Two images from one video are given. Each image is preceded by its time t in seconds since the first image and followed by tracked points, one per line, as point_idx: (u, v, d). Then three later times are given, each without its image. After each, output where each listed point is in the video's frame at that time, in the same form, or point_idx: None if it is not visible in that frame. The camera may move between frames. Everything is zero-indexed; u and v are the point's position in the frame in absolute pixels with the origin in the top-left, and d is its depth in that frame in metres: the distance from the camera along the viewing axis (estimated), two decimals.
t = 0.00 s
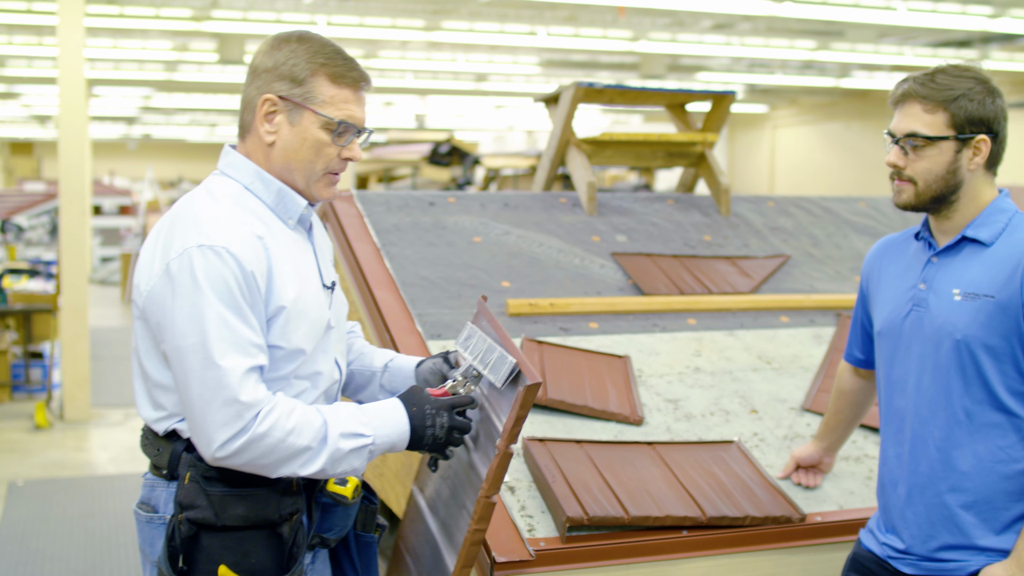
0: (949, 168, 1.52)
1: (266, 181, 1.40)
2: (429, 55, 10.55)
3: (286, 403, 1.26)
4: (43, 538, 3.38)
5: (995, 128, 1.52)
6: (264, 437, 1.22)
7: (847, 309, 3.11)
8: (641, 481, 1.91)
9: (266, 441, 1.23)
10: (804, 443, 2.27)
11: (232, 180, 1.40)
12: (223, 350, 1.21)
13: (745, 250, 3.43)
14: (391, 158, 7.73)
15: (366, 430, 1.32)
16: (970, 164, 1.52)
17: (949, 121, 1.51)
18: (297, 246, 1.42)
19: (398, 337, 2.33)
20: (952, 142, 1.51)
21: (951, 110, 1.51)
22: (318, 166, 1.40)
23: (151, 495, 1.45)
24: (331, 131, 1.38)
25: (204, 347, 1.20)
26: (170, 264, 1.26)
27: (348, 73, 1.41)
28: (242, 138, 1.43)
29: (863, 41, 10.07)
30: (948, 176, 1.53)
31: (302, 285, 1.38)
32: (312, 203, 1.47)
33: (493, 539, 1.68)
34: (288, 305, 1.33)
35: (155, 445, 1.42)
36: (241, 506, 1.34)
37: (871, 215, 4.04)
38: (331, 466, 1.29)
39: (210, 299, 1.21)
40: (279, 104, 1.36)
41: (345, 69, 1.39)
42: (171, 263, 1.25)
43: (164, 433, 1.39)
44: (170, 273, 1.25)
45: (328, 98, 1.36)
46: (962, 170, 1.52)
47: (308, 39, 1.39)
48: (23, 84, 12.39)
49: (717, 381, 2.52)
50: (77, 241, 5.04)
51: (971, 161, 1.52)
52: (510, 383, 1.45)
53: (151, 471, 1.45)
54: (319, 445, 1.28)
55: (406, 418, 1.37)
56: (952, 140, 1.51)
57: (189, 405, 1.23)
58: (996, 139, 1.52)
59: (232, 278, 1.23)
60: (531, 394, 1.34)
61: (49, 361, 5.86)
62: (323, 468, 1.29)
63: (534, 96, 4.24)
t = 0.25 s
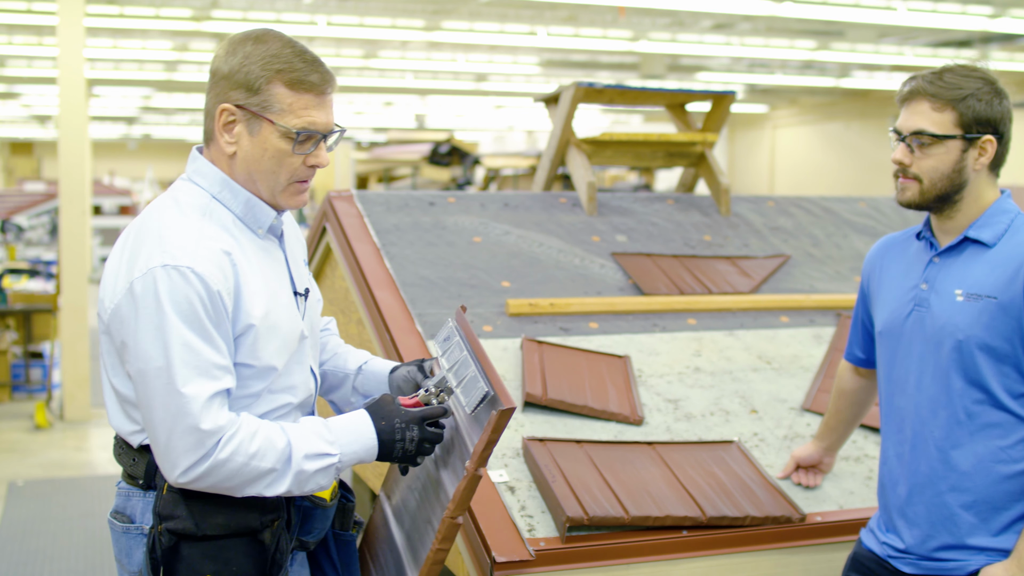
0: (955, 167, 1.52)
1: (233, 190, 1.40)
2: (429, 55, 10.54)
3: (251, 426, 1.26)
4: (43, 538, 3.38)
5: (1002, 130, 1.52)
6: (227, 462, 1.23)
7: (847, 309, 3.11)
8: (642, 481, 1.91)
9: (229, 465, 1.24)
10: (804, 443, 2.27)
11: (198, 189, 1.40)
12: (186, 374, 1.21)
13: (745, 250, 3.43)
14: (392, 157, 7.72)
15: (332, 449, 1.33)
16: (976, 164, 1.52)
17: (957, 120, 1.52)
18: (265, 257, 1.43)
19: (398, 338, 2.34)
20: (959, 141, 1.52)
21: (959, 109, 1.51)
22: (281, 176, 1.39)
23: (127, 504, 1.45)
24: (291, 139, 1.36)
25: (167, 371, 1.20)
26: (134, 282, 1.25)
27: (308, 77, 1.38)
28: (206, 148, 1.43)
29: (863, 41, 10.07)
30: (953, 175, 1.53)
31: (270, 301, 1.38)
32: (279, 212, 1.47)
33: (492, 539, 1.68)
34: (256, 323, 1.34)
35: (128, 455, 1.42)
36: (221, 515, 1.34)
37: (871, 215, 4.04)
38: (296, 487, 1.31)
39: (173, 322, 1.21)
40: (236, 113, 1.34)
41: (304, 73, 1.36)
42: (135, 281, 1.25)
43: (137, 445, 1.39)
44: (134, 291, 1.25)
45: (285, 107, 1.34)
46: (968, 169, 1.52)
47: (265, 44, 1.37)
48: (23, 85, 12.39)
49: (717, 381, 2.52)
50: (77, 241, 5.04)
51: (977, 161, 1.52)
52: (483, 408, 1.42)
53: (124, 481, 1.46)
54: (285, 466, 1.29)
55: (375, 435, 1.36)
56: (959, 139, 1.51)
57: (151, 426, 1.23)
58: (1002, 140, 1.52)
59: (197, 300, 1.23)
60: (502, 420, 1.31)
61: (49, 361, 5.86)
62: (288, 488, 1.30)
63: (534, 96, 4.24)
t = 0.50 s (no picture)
0: (959, 164, 1.53)
1: (216, 192, 1.41)
2: (429, 55, 10.54)
3: (234, 427, 1.26)
4: (43, 538, 3.38)
5: (1005, 129, 1.53)
6: (211, 464, 1.23)
7: (847, 309, 3.11)
8: (642, 481, 1.91)
9: (213, 468, 1.23)
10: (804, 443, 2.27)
11: (183, 192, 1.40)
12: (167, 378, 1.21)
13: (745, 250, 3.43)
14: (391, 158, 7.71)
15: (321, 451, 1.32)
16: (980, 161, 1.52)
17: (962, 116, 1.52)
18: (251, 258, 1.43)
19: (397, 337, 2.34)
20: (964, 138, 1.52)
21: (964, 106, 1.51)
22: (261, 178, 1.39)
23: (120, 504, 1.45)
24: (269, 141, 1.36)
25: (149, 375, 1.20)
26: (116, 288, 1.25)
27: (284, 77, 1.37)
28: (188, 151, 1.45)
29: (863, 41, 10.06)
30: (957, 172, 1.53)
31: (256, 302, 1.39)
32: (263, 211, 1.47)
33: (491, 539, 1.68)
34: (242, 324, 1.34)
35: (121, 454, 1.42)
36: (210, 515, 1.34)
37: (871, 215, 4.04)
38: (283, 488, 1.30)
39: (155, 326, 1.21)
40: (213, 118, 1.35)
41: (278, 73, 1.35)
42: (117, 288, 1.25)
43: (128, 445, 1.39)
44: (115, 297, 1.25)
45: (259, 109, 1.34)
46: (972, 166, 1.52)
47: (238, 44, 1.36)
48: (23, 85, 12.39)
49: (717, 381, 2.52)
50: (77, 241, 5.05)
51: (980, 159, 1.52)
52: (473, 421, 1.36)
53: (117, 481, 1.46)
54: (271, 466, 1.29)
55: (364, 432, 1.35)
56: (963, 135, 1.52)
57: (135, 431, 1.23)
58: (1006, 139, 1.52)
59: (179, 304, 1.23)
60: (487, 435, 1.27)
61: (49, 361, 5.86)
62: (275, 489, 1.30)
63: (534, 96, 4.24)
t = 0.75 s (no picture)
0: (959, 165, 1.53)
1: (216, 188, 1.40)
2: (429, 55, 10.54)
3: (224, 413, 1.25)
4: (43, 538, 3.38)
5: (1005, 127, 1.53)
6: (198, 447, 1.21)
7: (847, 309, 3.11)
8: (642, 481, 1.91)
9: (199, 452, 1.22)
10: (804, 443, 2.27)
11: (182, 189, 1.41)
12: (156, 362, 1.20)
13: (745, 250, 3.43)
14: (391, 157, 7.71)
15: (308, 437, 1.31)
16: (981, 161, 1.52)
17: (961, 117, 1.52)
18: (251, 255, 1.43)
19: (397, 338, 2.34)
20: (963, 138, 1.52)
21: (963, 107, 1.51)
22: (265, 175, 1.39)
23: (122, 501, 1.46)
24: (274, 138, 1.37)
25: (138, 359, 1.20)
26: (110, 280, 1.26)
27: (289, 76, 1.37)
28: (191, 150, 1.45)
29: (863, 41, 10.07)
30: (958, 173, 1.53)
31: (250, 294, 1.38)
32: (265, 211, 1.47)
33: (492, 539, 1.68)
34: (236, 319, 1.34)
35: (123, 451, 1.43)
36: (207, 512, 1.34)
37: (871, 215, 4.04)
38: (272, 477, 1.28)
39: (146, 312, 1.21)
40: (219, 115, 1.35)
41: (284, 71, 1.36)
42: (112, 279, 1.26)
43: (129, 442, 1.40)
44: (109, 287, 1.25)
45: (265, 106, 1.34)
46: (972, 167, 1.52)
47: (245, 43, 1.37)
48: (23, 84, 12.39)
49: (718, 381, 2.52)
50: (77, 241, 5.05)
51: (981, 159, 1.52)
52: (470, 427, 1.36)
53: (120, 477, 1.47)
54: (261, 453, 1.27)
55: (351, 416, 1.36)
56: (963, 136, 1.52)
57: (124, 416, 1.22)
58: (1005, 137, 1.52)
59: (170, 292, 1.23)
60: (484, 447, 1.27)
61: (49, 361, 5.87)
62: (264, 477, 1.28)
63: (534, 96, 4.24)
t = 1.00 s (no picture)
0: (960, 167, 1.52)
1: (220, 179, 1.41)
2: (430, 55, 10.54)
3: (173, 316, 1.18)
4: (43, 538, 3.38)
5: (1005, 128, 1.52)
6: (139, 339, 1.13)
7: (847, 309, 3.11)
8: (642, 481, 1.91)
9: (147, 337, 1.13)
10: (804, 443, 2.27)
11: (185, 177, 1.41)
12: (117, 275, 1.18)
13: (745, 250, 3.43)
14: (391, 157, 7.71)
15: (262, 359, 1.22)
16: (981, 163, 1.53)
17: (961, 120, 1.51)
18: (248, 248, 1.42)
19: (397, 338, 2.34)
20: (964, 141, 1.52)
21: (963, 109, 1.51)
22: (271, 172, 1.39)
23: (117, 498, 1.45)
24: (285, 136, 1.37)
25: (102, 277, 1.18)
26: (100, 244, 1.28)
27: (306, 77, 1.38)
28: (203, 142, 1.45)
29: (863, 41, 10.06)
30: (959, 175, 1.53)
31: (226, 283, 1.35)
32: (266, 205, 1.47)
33: (492, 539, 1.68)
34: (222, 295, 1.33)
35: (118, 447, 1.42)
36: (202, 510, 1.34)
37: (871, 215, 4.04)
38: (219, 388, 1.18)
39: (122, 249, 1.21)
40: (233, 108, 1.36)
41: (302, 72, 1.37)
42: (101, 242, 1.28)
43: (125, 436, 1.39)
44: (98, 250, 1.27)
45: (279, 104, 1.35)
46: (973, 169, 1.52)
47: (267, 41, 1.38)
48: (23, 85, 12.39)
49: (717, 381, 2.52)
50: (77, 241, 5.05)
51: (981, 161, 1.52)
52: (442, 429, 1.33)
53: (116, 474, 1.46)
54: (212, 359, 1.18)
55: (312, 351, 1.27)
56: (963, 138, 1.51)
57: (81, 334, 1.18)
58: (1005, 138, 1.52)
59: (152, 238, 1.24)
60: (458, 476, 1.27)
61: (49, 361, 5.87)
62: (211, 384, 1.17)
63: (534, 96, 4.24)
